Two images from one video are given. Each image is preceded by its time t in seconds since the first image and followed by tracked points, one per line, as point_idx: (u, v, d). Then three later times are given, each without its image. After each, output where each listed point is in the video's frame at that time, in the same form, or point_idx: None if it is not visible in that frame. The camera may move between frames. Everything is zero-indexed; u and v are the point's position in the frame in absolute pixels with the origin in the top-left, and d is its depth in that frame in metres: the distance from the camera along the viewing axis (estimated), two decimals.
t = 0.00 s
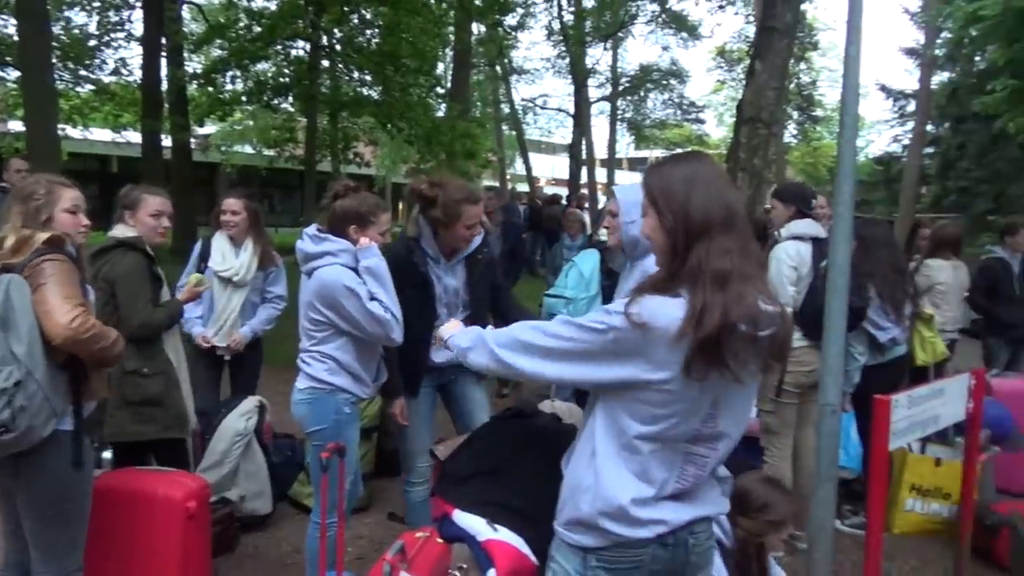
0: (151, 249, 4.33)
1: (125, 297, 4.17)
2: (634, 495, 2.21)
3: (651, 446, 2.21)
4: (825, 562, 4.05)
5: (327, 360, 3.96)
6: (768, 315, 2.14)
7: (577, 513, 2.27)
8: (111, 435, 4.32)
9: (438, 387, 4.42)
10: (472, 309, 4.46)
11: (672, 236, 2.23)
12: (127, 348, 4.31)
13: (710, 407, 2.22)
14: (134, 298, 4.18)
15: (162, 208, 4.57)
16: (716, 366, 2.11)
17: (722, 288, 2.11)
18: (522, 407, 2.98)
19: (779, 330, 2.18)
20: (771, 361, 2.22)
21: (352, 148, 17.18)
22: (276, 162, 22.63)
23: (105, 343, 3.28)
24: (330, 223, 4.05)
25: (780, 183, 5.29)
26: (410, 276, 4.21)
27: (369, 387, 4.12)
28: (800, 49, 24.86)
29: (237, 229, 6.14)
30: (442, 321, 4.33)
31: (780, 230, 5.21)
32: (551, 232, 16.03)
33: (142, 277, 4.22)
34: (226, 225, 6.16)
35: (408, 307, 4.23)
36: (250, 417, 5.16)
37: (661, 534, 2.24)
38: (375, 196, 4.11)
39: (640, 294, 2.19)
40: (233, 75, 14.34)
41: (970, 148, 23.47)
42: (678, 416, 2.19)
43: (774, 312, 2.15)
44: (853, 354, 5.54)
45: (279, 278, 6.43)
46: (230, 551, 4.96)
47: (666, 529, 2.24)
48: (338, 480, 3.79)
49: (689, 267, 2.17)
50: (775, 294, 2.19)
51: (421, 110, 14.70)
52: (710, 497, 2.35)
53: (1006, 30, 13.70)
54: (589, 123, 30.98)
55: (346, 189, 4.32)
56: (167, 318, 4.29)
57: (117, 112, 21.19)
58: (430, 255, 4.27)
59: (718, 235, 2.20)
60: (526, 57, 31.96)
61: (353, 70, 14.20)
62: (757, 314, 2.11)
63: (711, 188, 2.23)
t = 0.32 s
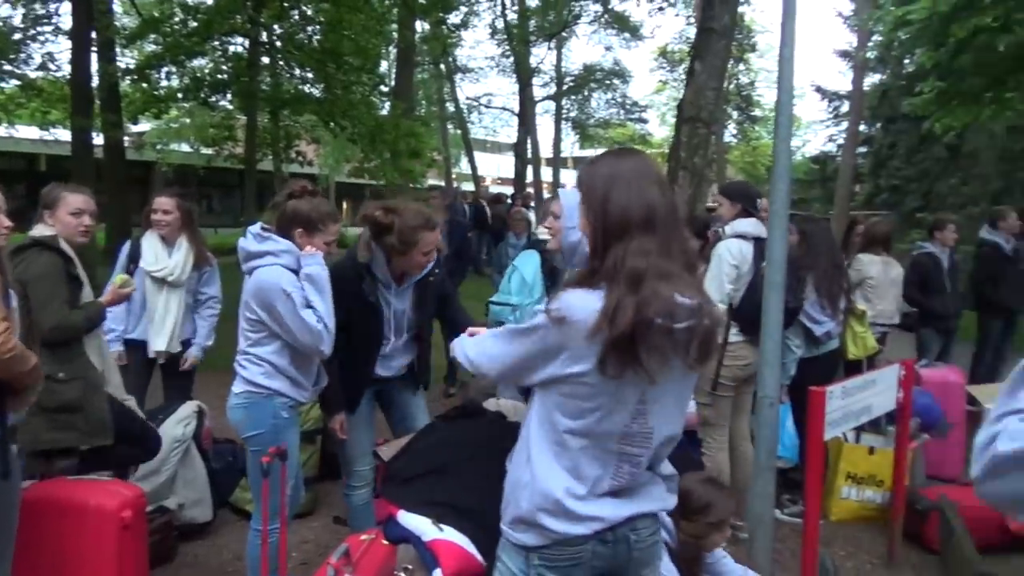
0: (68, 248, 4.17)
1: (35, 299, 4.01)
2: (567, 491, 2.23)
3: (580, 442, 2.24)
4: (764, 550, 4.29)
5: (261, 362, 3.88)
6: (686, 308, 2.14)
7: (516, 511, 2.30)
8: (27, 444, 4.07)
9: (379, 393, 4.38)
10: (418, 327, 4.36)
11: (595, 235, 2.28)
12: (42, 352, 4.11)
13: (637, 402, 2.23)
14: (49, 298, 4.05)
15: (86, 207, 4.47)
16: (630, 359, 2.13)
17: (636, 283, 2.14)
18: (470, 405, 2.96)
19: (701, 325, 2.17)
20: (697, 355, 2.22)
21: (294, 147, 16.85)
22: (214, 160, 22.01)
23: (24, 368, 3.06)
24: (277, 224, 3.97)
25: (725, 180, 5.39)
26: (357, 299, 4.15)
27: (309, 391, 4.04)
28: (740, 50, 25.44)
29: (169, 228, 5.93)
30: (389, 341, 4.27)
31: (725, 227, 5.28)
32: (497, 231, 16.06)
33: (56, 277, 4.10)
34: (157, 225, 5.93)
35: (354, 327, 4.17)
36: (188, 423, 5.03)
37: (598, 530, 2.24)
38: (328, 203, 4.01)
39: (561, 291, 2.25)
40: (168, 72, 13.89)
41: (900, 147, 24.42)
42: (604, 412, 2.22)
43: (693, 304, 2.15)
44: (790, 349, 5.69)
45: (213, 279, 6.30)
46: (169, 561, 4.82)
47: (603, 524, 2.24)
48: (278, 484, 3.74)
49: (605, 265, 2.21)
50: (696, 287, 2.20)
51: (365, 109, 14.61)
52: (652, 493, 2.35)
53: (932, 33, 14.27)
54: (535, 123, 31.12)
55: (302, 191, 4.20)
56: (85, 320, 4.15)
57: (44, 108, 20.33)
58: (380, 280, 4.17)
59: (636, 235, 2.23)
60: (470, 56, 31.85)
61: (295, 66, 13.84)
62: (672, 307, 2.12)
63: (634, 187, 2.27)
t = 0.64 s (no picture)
0: None
1: None
2: (495, 494, 2.26)
3: (503, 447, 2.26)
4: (703, 548, 4.37)
5: (191, 370, 3.78)
6: (581, 308, 2.18)
7: (452, 517, 2.33)
8: None
9: (321, 400, 4.34)
10: (360, 334, 4.32)
11: (500, 236, 2.34)
12: None
13: (553, 405, 2.25)
14: None
15: None
16: (529, 362, 2.18)
17: (531, 285, 2.19)
18: (410, 412, 2.94)
19: (596, 325, 2.20)
20: (601, 353, 2.25)
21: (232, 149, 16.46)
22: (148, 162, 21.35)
23: None
24: (210, 230, 3.86)
25: (664, 184, 5.46)
26: (298, 305, 4.04)
27: (245, 399, 3.92)
28: (680, 57, 25.99)
29: (63, 230, 5.61)
30: (331, 346, 4.22)
31: (661, 230, 5.38)
32: (441, 235, 16.04)
33: None
34: (50, 227, 5.61)
35: (294, 333, 4.07)
36: (119, 432, 4.84)
37: (533, 530, 2.25)
38: (264, 210, 3.89)
39: (472, 297, 2.32)
40: (98, 70, 13.46)
41: (833, 153, 25.33)
42: (522, 417, 2.24)
43: (588, 305, 2.19)
44: (730, 345, 5.81)
45: (114, 285, 5.95)
46: None
47: (537, 525, 2.25)
48: (212, 493, 3.66)
49: (506, 268, 2.27)
50: (595, 286, 2.23)
51: (306, 110, 14.33)
52: (589, 493, 2.34)
53: (862, 44, 14.86)
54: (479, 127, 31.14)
55: (237, 195, 4.07)
56: None
57: None
58: (321, 286, 4.10)
59: (535, 236, 2.27)
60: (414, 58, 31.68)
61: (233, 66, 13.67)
62: (564, 308, 2.17)
63: (539, 189, 2.31)
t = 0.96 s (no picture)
0: None
1: None
2: (424, 491, 2.25)
3: (429, 445, 2.26)
4: (640, 541, 4.45)
5: (115, 371, 3.65)
6: (496, 306, 2.20)
7: (384, 515, 2.32)
8: None
9: (260, 399, 4.25)
10: (300, 329, 4.21)
11: (419, 232, 2.35)
12: None
13: (478, 402, 2.25)
14: None
15: None
16: (446, 359, 2.19)
17: (446, 282, 2.21)
18: (346, 411, 2.90)
19: (512, 320, 2.23)
20: (520, 349, 2.27)
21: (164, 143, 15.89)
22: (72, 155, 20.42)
23: None
24: (131, 225, 3.72)
25: (599, 183, 5.54)
26: (231, 301, 3.93)
27: (174, 401, 3.80)
28: (620, 59, 26.30)
29: None
30: (268, 341, 4.12)
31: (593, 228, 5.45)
32: (381, 233, 15.87)
33: None
34: None
35: (229, 330, 3.97)
36: (40, 437, 4.65)
37: (464, 526, 2.25)
38: (186, 204, 3.75)
39: (392, 296, 2.33)
40: (18, 59, 12.86)
41: (767, 155, 26.07)
42: (446, 414, 2.25)
43: (504, 302, 2.21)
44: (671, 339, 5.90)
45: (13, 281, 5.57)
46: None
47: (469, 520, 2.25)
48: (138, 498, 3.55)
49: (424, 265, 2.28)
50: (512, 283, 2.25)
51: (241, 105, 13.90)
52: (521, 487, 2.34)
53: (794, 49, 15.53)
54: (420, 125, 30.89)
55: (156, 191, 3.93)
56: None
57: None
58: (255, 279, 4.01)
59: (452, 230, 2.28)
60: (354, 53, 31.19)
61: (165, 58, 13.23)
62: (479, 305, 2.19)
63: (458, 182, 2.31)
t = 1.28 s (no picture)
0: None
1: None
2: (366, 494, 2.22)
3: (370, 447, 2.23)
4: (582, 533, 4.54)
5: (33, 379, 3.50)
6: (437, 301, 2.18)
7: (322, 520, 2.27)
8: None
9: (200, 401, 4.12)
10: (241, 320, 4.10)
11: (354, 231, 2.30)
12: None
13: (422, 399, 2.24)
14: None
15: None
16: (388, 359, 2.17)
17: (386, 280, 2.17)
18: (279, 410, 2.80)
19: (454, 316, 2.21)
20: (463, 345, 2.27)
21: (90, 142, 15.21)
22: None
23: None
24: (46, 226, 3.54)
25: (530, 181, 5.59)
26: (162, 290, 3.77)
27: (99, 408, 3.63)
28: (558, 56, 26.40)
29: None
30: (206, 334, 3.99)
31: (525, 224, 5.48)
32: (319, 231, 15.56)
33: None
34: None
35: (163, 323, 3.80)
36: None
37: (408, 525, 2.23)
38: (105, 198, 3.61)
39: (327, 297, 2.28)
40: None
41: (703, 151, 26.64)
42: (388, 416, 2.22)
43: (446, 297, 2.19)
44: (622, 332, 5.99)
45: None
46: None
47: (412, 520, 2.24)
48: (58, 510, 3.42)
49: (359, 264, 2.24)
50: (453, 279, 2.23)
51: (170, 101, 13.43)
52: (463, 483, 2.34)
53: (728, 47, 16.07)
54: (358, 122, 30.33)
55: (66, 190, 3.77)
56: None
57: None
58: (188, 267, 3.87)
59: (389, 228, 2.25)
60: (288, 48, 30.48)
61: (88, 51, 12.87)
62: (421, 302, 2.16)
63: (391, 179, 2.28)
